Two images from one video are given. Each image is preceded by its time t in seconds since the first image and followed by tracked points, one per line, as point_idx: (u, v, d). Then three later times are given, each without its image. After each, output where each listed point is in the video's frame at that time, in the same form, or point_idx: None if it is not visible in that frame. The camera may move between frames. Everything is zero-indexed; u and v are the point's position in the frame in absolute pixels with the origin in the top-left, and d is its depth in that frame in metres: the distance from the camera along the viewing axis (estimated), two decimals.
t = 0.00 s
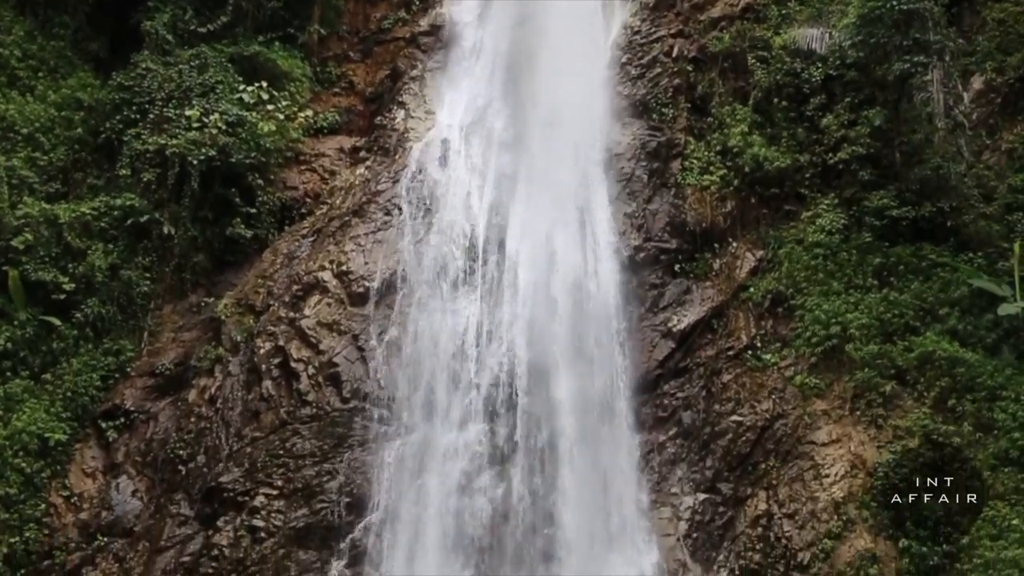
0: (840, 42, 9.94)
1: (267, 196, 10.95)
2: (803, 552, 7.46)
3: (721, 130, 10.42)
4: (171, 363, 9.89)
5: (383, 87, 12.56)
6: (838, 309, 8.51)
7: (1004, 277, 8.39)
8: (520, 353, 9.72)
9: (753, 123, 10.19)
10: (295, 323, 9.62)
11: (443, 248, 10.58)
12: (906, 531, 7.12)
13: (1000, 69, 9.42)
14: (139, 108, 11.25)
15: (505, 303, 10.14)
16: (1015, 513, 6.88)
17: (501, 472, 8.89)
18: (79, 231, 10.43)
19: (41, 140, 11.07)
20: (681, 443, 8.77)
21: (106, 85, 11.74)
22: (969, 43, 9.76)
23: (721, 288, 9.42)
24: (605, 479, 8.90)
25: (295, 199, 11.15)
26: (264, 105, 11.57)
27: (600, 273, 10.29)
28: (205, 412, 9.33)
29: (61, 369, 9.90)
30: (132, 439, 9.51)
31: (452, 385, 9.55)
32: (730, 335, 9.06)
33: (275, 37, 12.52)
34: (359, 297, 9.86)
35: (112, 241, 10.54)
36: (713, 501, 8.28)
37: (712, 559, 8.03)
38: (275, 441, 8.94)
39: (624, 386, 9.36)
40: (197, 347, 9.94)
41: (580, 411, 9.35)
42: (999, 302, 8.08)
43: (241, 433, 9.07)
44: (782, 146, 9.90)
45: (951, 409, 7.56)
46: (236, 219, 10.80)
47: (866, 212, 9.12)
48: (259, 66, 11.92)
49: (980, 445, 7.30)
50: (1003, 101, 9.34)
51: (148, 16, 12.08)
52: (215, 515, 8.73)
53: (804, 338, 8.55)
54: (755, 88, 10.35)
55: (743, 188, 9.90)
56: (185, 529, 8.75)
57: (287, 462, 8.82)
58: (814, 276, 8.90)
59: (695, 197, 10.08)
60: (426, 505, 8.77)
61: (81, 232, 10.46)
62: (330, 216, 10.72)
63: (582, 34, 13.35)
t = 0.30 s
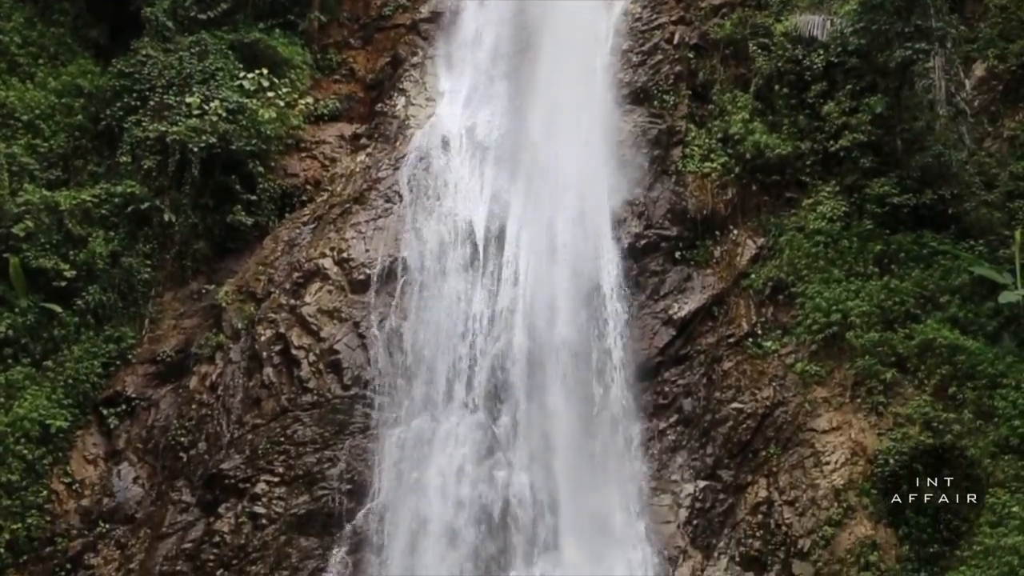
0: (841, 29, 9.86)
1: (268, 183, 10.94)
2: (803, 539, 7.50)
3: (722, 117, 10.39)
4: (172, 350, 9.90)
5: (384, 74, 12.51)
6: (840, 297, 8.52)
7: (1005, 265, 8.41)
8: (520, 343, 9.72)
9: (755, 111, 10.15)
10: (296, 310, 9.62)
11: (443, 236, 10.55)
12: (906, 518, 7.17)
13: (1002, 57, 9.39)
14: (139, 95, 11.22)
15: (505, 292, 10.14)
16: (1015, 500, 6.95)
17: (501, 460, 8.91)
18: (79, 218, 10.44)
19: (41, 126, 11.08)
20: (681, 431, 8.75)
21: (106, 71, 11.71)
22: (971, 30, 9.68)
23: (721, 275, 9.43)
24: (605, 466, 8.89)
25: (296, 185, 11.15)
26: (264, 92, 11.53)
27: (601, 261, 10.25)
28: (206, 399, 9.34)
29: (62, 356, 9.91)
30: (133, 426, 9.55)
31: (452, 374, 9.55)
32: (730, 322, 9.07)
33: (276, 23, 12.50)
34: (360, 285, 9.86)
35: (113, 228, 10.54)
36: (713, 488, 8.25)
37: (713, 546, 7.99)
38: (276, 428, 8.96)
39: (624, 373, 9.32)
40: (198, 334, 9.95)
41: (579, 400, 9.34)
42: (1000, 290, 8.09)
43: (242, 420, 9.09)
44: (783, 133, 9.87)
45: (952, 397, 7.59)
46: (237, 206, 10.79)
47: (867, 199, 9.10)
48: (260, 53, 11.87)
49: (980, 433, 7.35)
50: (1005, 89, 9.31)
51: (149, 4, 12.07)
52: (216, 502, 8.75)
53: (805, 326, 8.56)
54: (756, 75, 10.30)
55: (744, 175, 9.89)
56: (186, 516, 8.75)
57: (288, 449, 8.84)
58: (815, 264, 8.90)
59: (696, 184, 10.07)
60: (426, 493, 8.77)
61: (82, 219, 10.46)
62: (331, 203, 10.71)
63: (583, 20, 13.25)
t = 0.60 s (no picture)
0: (844, 15, 9.85)
1: (270, 169, 10.94)
2: (806, 525, 7.51)
3: (724, 103, 10.37)
4: (175, 337, 9.92)
5: (386, 61, 12.50)
6: (842, 283, 8.53)
7: (1008, 250, 8.40)
8: (523, 329, 9.73)
9: (758, 96, 10.15)
10: (299, 297, 9.62)
11: (446, 222, 10.56)
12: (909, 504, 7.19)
13: (1005, 42, 9.34)
14: (141, 82, 11.19)
15: (508, 278, 10.14)
16: (1018, 486, 6.86)
17: (504, 446, 8.93)
18: (82, 206, 10.45)
19: (43, 113, 11.06)
20: (683, 418, 8.76)
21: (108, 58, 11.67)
22: (973, 15, 9.57)
23: (724, 262, 9.42)
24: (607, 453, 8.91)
25: (298, 172, 11.14)
26: (267, 79, 11.52)
27: (604, 249, 10.27)
28: (209, 386, 9.35)
29: (65, 343, 9.94)
30: (136, 413, 9.56)
31: (455, 360, 9.57)
32: (733, 309, 9.08)
33: (278, 10, 12.45)
34: (363, 272, 9.87)
35: (116, 216, 10.55)
36: (716, 474, 8.27)
37: (716, 532, 8.00)
38: (279, 415, 8.99)
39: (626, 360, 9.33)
40: (201, 321, 9.97)
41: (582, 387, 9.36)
42: (1003, 276, 8.07)
43: (245, 407, 9.11)
44: (786, 119, 9.85)
45: (954, 382, 7.58)
46: (239, 193, 10.79)
47: (870, 184, 9.10)
48: (262, 40, 11.82)
49: (983, 419, 7.29)
50: (1008, 74, 9.26)
51: None
52: (220, 488, 8.77)
53: (807, 312, 8.57)
54: (759, 61, 10.30)
55: (746, 161, 9.87)
56: (190, 503, 8.77)
57: (291, 436, 8.86)
58: (818, 250, 8.91)
59: (698, 170, 10.05)
60: (428, 480, 8.80)
61: (85, 206, 10.47)
62: (334, 190, 10.70)
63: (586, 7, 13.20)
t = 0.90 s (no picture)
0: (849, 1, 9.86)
1: (274, 156, 10.94)
2: (810, 511, 7.52)
3: (728, 90, 10.34)
4: (180, 323, 9.95)
5: (390, 47, 12.47)
6: (846, 269, 8.53)
7: (1013, 236, 8.37)
8: (527, 316, 9.75)
9: (761, 83, 10.15)
10: (302, 284, 9.64)
11: (450, 209, 10.56)
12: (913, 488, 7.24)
13: (1010, 27, 9.22)
14: (145, 69, 11.21)
15: (511, 265, 10.15)
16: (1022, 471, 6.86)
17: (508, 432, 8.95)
18: (86, 192, 10.49)
19: (47, 101, 11.05)
20: (687, 404, 8.79)
21: (111, 45, 11.67)
22: None
23: (728, 248, 9.42)
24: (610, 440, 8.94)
25: (301, 159, 11.13)
26: (270, 65, 11.50)
27: (607, 236, 10.28)
28: (213, 373, 9.38)
29: (69, 330, 9.98)
30: (141, 400, 9.57)
31: (459, 347, 9.58)
32: (737, 295, 9.07)
33: None
34: (366, 259, 9.87)
35: (120, 202, 10.56)
36: (719, 461, 8.29)
37: (719, 519, 8.02)
38: (283, 401, 9.01)
39: (630, 347, 9.37)
40: (205, 308, 9.98)
41: (585, 375, 9.38)
42: (1007, 262, 8.05)
43: (250, 393, 9.14)
44: (790, 105, 9.85)
45: (958, 368, 7.58)
46: (243, 179, 10.79)
47: (874, 170, 9.10)
48: (265, 28, 11.82)
49: (987, 404, 7.30)
50: (1013, 60, 9.17)
51: None
52: (224, 475, 8.81)
53: (811, 299, 8.56)
54: (762, 47, 10.28)
55: (750, 148, 9.87)
56: (194, 489, 8.83)
57: (295, 423, 8.89)
58: (822, 236, 8.90)
59: (702, 156, 10.03)
60: (433, 467, 8.82)
61: (89, 193, 10.52)
62: (337, 176, 10.70)
63: None
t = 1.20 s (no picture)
0: None
1: (278, 141, 10.92)
2: (813, 496, 7.54)
3: (733, 74, 10.32)
4: (184, 309, 9.97)
5: (394, 32, 12.45)
6: (851, 255, 8.52)
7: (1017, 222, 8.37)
8: (531, 301, 9.76)
9: (766, 68, 10.08)
10: (306, 270, 9.65)
11: (455, 195, 10.56)
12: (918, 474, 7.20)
13: (1016, 12, 9.11)
14: (148, 53, 11.20)
15: (515, 251, 10.15)
16: None
17: (512, 419, 8.98)
18: (89, 177, 10.49)
19: (51, 86, 11.03)
20: (691, 389, 8.81)
21: (114, 29, 11.58)
22: None
23: (732, 234, 9.41)
24: (613, 427, 8.96)
25: (305, 144, 11.14)
26: (273, 51, 11.44)
27: (611, 222, 10.27)
28: (217, 358, 9.39)
29: (73, 315, 9.99)
30: (145, 384, 9.60)
31: (463, 333, 9.61)
32: (741, 281, 9.07)
33: None
34: (370, 244, 9.86)
35: (123, 187, 10.58)
36: (724, 446, 8.31)
37: (723, 504, 8.04)
38: (287, 386, 9.03)
39: (635, 335, 9.39)
40: (209, 293, 10.00)
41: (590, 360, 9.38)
42: (1012, 247, 8.04)
43: (254, 378, 9.15)
44: (794, 91, 9.81)
45: (962, 353, 7.60)
46: (247, 164, 10.78)
47: (879, 156, 9.08)
48: (269, 12, 11.79)
49: (992, 390, 7.31)
50: (1019, 45, 9.07)
51: None
52: (228, 460, 8.80)
53: (815, 284, 8.57)
54: (767, 32, 10.23)
55: (755, 133, 9.84)
56: (198, 474, 8.81)
57: (299, 408, 8.89)
58: (826, 222, 8.89)
59: (707, 142, 10.01)
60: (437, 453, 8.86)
61: (92, 178, 10.51)
62: (341, 162, 10.69)
63: None
